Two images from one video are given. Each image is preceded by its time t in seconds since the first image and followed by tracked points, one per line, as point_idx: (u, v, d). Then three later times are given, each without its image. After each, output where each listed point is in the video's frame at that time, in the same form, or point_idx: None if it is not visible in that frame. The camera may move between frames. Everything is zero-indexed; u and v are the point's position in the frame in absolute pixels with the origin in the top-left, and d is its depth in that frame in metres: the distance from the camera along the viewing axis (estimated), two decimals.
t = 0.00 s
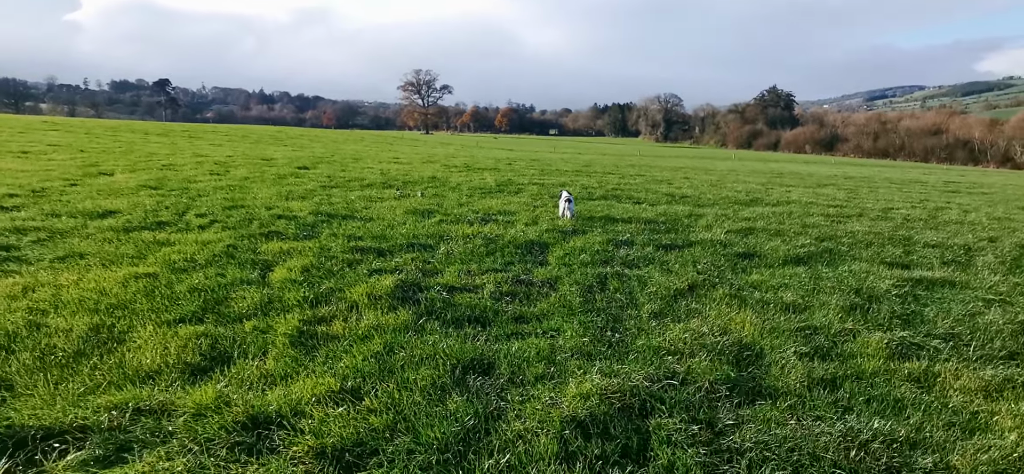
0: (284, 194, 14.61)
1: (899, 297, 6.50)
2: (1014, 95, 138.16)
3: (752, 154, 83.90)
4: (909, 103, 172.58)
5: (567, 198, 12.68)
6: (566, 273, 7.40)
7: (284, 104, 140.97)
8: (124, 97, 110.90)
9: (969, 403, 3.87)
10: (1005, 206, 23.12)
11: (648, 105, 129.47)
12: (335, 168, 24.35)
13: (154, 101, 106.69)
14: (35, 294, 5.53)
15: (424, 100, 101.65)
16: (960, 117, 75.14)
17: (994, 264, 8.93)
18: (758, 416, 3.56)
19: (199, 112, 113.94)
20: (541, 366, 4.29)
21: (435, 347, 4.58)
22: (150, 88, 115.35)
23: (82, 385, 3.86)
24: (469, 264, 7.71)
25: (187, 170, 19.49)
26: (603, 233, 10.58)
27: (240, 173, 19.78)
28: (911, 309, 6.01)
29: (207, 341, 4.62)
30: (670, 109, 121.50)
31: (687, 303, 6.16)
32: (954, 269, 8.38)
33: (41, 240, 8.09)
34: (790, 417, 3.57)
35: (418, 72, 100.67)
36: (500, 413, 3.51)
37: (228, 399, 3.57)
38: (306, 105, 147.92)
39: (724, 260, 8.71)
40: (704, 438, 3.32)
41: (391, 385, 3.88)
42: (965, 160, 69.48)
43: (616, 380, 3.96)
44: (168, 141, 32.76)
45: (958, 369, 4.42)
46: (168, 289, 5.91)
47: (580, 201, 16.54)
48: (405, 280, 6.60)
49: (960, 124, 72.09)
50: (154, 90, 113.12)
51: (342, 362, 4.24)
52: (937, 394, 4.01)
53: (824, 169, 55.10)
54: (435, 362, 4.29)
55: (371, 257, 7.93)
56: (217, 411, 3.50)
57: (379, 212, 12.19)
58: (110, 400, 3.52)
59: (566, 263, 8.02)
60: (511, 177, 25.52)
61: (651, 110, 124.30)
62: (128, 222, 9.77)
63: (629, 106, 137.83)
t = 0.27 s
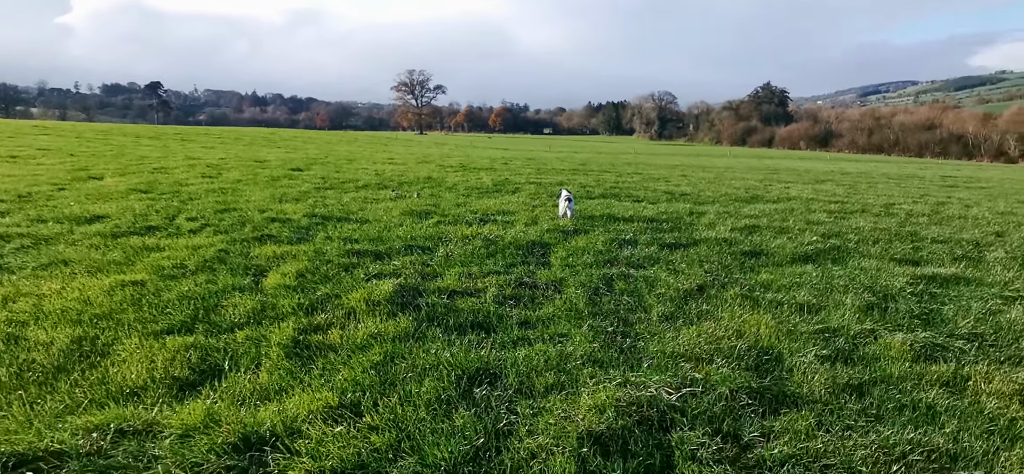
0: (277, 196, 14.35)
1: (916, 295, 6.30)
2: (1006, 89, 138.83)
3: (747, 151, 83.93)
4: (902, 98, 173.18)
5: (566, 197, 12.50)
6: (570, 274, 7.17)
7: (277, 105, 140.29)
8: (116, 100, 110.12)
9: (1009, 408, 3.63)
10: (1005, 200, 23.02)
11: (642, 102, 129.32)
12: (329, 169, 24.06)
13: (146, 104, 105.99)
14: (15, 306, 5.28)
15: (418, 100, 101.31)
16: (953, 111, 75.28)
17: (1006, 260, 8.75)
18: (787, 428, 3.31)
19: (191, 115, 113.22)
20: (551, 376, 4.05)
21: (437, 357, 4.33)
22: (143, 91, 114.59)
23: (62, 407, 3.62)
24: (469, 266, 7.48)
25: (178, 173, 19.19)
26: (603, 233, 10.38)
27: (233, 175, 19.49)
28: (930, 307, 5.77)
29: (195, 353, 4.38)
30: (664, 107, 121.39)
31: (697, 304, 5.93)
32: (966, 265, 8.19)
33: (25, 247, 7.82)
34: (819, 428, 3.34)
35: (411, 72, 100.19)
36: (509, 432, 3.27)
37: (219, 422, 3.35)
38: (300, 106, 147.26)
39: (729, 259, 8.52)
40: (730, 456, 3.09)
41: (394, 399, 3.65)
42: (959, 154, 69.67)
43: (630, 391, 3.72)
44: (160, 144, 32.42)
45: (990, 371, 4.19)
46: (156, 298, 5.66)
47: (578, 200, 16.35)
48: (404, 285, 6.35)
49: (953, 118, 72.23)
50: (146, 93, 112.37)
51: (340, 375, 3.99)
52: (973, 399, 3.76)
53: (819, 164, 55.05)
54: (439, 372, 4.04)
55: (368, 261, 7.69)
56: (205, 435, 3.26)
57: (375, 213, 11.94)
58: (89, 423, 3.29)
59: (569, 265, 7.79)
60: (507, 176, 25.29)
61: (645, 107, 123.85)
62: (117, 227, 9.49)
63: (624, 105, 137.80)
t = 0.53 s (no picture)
0: (260, 204, 13.97)
1: (919, 291, 6.20)
2: (979, 76, 141.58)
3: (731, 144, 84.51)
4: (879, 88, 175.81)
5: (556, 197, 12.33)
6: (567, 279, 6.96)
7: (258, 110, 138.42)
8: (92, 110, 107.80)
9: None
10: (989, 187, 23.27)
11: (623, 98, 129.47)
12: (313, 174, 23.63)
13: (123, 113, 103.93)
14: None
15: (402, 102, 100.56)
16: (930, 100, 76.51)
17: (1001, 249, 8.71)
18: (810, 446, 3.16)
19: (170, 123, 111.21)
20: (557, 393, 3.85)
21: (436, 376, 4.11)
22: (119, 99, 112.30)
23: (32, 449, 3.35)
24: (462, 274, 7.26)
25: (157, 184, 18.67)
26: (596, 233, 10.20)
27: (214, 183, 19.01)
28: (935, 303, 5.68)
29: (177, 380, 4.10)
30: (646, 102, 121.68)
31: (700, 307, 5.77)
32: (963, 256, 8.14)
33: None
34: (844, 444, 3.19)
35: (389, 74, 99.18)
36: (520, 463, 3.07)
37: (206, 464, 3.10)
38: (282, 111, 145.51)
39: (726, 257, 8.39)
40: None
41: (394, 430, 3.43)
42: (937, 142, 70.79)
43: (644, 408, 3.53)
44: (137, 153, 31.65)
45: (1006, 371, 4.08)
46: (134, 320, 5.35)
47: (568, 200, 16.17)
48: (396, 296, 6.09)
49: (931, 107, 73.38)
50: (122, 102, 110.14)
51: (334, 402, 3.75)
52: (994, 403, 3.64)
53: (801, 155, 55.52)
54: (439, 394, 3.82)
55: (357, 271, 7.43)
56: None
57: (362, 220, 11.65)
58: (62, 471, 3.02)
59: (564, 268, 7.59)
60: (494, 177, 25.06)
61: (626, 102, 123.65)
62: (92, 243, 9.11)
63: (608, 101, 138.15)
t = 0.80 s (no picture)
0: (261, 201, 13.77)
1: (943, 305, 5.98)
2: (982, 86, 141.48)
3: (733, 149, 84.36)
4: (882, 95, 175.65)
5: (562, 200, 12.14)
6: (577, 285, 6.74)
7: (260, 106, 138.28)
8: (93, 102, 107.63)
9: None
10: (996, 197, 23.13)
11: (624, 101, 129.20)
12: (314, 171, 23.43)
13: (125, 106, 103.76)
14: None
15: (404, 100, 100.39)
16: (933, 108, 76.33)
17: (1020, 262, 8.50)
18: None
19: (172, 117, 111.04)
20: (573, 410, 3.64)
21: (444, 389, 3.91)
22: (121, 92, 112.14)
23: (15, 462, 3.14)
24: (468, 277, 7.05)
25: (157, 178, 18.47)
26: (604, 238, 10.00)
27: (214, 178, 18.81)
28: (962, 318, 5.45)
29: (171, 388, 3.89)
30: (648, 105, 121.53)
31: (717, 318, 5.56)
32: (981, 269, 7.92)
33: None
34: None
35: (391, 72, 99.00)
36: None
37: None
38: (284, 107, 145.29)
39: (738, 265, 8.18)
40: None
41: (402, 450, 3.22)
42: (938, 150, 70.71)
43: (666, 428, 3.32)
44: (138, 146, 31.48)
45: None
46: (127, 320, 5.14)
47: (572, 202, 15.97)
48: (401, 301, 5.87)
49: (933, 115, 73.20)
50: (124, 95, 109.97)
51: (337, 416, 3.54)
52: None
53: (802, 162, 55.35)
54: (448, 410, 3.62)
55: (360, 272, 7.22)
56: None
57: (364, 219, 11.45)
58: None
59: (573, 274, 7.38)
60: (497, 177, 24.86)
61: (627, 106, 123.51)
62: (89, 238, 8.91)
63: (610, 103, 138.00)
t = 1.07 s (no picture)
0: (235, 204, 13.26)
1: (941, 313, 5.92)
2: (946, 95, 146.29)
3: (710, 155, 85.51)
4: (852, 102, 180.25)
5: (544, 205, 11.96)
6: (568, 293, 6.51)
7: (235, 107, 135.62)
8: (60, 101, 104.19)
9: None
10: (967, 203, 23.68)
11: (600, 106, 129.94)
12: (290, 174, 22.85)
13: (93, 105, 100.68)
14: None
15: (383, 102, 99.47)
16: (901, 116, 78.51)
17: (1004, 268, 8.56)
18: None
19: (143, 117, 108.07)
20: (576, 431, 3.39)
21: (436, 408, 3.63)
22: (89, 91, 108.79)
23: None
24: (454, 285, 6.76)
25: (126, 179, 17.74)
26: (589, 243, 9.80)
27: (186, 180, 18.15)
28: (962, 327, 5.36)
29: (136, 409, 3.54)
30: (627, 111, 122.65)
31: (715, 328, 5.38)
32: (965, 275, 7.93)
33: None
34: None
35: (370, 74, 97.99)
36: None
37: None
38: (260, 108, 142.77)
39: (727, 272, 8.05)
40: None
41: None
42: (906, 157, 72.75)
43: (678, 451, 3.10)
44: (105, 147, 30.37)
45: None
46: (88, 333, 4.73)
47: (555, 206, 15.78)
48: (384, 310, 5.56)
49: (901, 123, 75.28)
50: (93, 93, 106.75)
51: (321, 441, 3.24)
52: None
53: (778, 167, 56.23)
54: (443, 432, 3.34)
55: (340, 279, 6.87)
56: None
57: (343, 223, 11.07)
58: None
59: (563, 281, 7.14)
60: (478, 181, 24.59)
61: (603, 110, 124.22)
62: (48, 242, 8.38)
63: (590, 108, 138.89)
